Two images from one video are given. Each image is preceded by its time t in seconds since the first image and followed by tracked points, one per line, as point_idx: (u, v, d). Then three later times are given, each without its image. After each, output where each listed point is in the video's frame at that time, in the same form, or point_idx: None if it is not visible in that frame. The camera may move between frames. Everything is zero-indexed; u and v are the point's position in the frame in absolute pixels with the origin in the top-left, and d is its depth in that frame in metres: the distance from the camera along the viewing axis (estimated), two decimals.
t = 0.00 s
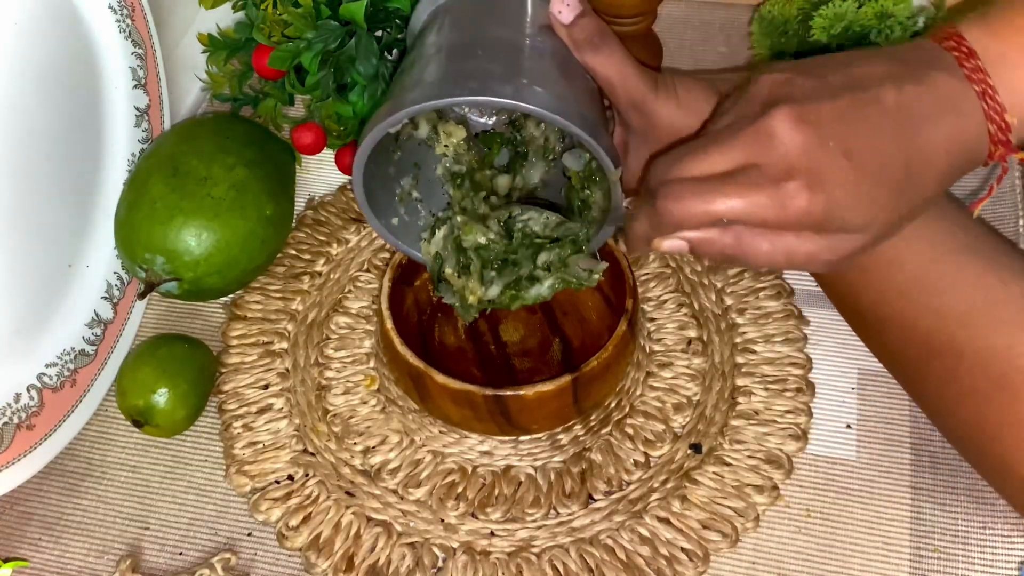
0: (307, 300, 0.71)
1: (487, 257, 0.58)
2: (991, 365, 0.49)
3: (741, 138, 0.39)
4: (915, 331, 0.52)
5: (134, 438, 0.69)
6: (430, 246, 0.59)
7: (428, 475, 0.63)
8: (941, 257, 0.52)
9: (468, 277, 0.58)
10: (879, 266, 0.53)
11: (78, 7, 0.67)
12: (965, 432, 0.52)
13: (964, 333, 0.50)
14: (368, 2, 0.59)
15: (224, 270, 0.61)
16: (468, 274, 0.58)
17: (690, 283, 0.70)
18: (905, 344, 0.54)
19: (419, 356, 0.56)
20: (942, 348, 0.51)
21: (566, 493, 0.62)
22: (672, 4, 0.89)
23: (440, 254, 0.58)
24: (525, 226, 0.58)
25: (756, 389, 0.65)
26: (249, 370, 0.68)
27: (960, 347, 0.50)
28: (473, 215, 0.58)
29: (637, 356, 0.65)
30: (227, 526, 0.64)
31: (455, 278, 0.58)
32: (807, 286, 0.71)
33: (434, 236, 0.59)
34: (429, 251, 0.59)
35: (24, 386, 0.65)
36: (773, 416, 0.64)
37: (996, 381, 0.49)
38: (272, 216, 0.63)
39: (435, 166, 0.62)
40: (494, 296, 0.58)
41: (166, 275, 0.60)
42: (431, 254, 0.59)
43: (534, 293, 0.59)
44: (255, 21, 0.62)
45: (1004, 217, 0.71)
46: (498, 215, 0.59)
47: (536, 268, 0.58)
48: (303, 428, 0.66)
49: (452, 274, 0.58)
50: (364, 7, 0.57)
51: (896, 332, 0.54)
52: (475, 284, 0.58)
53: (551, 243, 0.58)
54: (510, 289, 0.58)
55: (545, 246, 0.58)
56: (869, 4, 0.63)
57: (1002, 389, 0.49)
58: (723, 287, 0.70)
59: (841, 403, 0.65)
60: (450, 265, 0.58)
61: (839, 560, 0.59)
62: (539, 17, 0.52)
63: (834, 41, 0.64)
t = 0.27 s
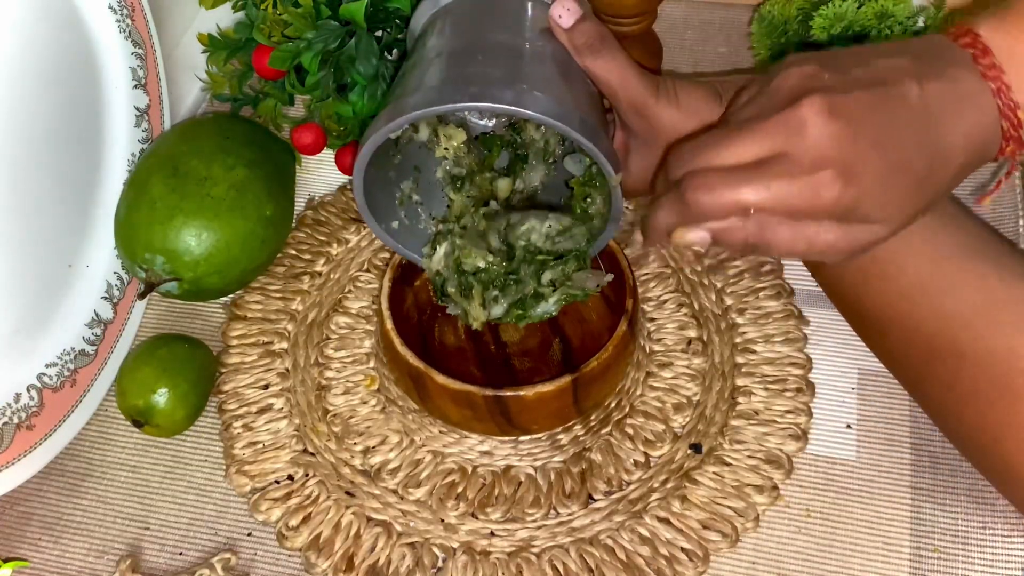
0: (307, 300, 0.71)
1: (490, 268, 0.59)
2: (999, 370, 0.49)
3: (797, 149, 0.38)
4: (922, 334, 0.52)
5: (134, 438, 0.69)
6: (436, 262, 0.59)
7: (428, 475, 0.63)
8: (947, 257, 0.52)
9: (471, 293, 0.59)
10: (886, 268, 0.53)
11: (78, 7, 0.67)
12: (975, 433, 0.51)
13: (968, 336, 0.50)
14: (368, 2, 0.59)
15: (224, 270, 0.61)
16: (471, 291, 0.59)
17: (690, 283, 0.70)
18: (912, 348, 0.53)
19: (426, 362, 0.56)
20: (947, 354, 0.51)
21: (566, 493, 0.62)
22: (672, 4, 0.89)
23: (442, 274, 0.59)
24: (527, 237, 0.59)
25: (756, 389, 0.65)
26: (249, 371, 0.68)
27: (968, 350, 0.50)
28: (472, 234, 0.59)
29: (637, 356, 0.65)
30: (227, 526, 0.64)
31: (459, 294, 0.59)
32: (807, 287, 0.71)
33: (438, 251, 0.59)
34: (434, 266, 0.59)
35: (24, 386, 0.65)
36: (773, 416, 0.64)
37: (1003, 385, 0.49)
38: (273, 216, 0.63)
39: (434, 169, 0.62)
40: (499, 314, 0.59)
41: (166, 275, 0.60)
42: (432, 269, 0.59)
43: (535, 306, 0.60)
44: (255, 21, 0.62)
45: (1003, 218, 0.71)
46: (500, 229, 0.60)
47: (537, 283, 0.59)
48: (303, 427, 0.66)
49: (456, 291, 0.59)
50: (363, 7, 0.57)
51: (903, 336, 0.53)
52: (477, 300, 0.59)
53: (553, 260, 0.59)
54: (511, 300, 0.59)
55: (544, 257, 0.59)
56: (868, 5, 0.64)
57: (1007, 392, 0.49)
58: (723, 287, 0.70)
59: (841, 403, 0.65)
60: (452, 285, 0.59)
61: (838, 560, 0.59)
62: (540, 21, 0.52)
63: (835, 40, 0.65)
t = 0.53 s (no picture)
0: (307, 300, 0.71)
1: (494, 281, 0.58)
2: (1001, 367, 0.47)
3: (758, 85, 0.35)
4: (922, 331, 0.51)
5: (134, 439, 0.69)
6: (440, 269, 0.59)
7: (428, 475, 0.63)
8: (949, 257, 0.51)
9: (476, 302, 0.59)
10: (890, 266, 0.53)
11: (78, 7, 0.67)
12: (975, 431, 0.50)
13: (971, 336, 0.48)
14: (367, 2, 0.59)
15: (224, 270, 0.61)
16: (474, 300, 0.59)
17: (690, 283, 0.70)
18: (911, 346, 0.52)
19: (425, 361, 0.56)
20: (949, 352, 0.49)
21: (566, 493, 0.62)
22: (671, 4, 0.89)
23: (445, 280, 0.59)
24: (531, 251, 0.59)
25: (756, 389, 0.65)
26: (249, 371, 0.68)
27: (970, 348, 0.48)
28: (473, 247, 0.58)
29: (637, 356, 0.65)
30: (227, 526, 0.64)
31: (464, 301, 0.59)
32: (807, 286, 0.71)
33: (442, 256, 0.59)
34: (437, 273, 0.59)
35: (24, 386, 0.66)
36: (773, 416, 0.64)
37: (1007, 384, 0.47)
38: (272, 216, 0.63)
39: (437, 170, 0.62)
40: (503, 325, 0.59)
41: (166, 275, 0.60)
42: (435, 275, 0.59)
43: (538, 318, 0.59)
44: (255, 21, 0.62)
45: (1003, 217, 0.71)
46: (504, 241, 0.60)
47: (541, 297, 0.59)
48: (303, 427, 0.66)
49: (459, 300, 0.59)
50: (363, 7, 0.57)
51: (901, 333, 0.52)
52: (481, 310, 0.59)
53: (555, 271, 0.58)
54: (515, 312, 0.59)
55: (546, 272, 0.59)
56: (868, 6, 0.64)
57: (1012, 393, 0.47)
58: (723, 287, 0.70)
59: (841, 403, 0.65)
60: (453, 295, 0.59)
61: (838, 560, 0.59)
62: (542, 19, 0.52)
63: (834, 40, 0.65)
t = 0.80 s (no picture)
0: (307, 300, 0.71)
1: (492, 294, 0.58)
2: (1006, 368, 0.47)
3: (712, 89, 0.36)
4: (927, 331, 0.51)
5: (134, 439, 0.69)
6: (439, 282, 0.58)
7: (428, 475, 0.63)
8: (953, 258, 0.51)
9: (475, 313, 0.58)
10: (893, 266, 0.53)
11: (78, 7, 0.67)
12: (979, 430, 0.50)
13: (977, 335, 0.48)
14: (367, 2, 0.59)
15: (224, 270, 0.61)
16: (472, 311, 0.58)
17: (690, 283, 0.70)
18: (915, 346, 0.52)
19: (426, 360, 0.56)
20: (952, 352, 0.49)
21: (566, 493, 0.62)
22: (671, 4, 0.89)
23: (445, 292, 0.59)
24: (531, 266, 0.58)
25: (756, 389, 0.65)
26: (249, 371, 0.68)
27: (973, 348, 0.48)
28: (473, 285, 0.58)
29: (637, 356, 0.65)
30: (227, 526, 0.64)
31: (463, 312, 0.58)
32: (807, 286, 0.71)
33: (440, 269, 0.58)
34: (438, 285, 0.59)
35: (24, 386, 0.66)
36: (773, 416, 0.64)
37: (1010, 385, 0.47)
38: (272, 216, 0.63)
39: (440, 164, 0.62)
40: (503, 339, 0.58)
41: (166, 275, 0.60)
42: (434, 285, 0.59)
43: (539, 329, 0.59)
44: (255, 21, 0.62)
45: (1003, 217, 0.71)
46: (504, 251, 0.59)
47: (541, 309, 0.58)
48: (303, 427, 0.66)
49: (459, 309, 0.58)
50: (364, 7, 0.57)
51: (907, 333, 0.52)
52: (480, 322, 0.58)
53: (561, 292, 0.57)
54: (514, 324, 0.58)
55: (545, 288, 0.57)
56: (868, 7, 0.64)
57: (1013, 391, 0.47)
58: (722, 287, 0.70)
59: (841, 403, 0.65)
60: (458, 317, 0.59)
61: (838, 561, 0.59)
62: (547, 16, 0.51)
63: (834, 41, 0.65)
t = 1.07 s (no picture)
0: (307, 300, 0.71)
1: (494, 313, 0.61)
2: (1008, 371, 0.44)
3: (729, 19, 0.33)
4: (925, 333, 0.48)
5: (134, 439, 0.69)
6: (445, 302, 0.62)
7: (428, 475, 0.63)
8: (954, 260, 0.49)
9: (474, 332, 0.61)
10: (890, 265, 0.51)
11: (78, 7, 0.67)
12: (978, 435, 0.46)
13: (975, 337, 0.45)
14: (367, 2, 0.59)
15: (224, 270, 0.61)
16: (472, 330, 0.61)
17: (690, 283, 0.70)
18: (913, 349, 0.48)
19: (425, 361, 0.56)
20: (950, 355, 0.46)
21: (566, 493, 0.62)
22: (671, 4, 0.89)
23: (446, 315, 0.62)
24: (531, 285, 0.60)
25: (756, 389, 0.65)
26: (249, 371, 0.68)
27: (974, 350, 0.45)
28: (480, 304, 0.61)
29: (637, 356, 0.65)
30: (227, 526, 0.64)
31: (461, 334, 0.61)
32: (807, 286, 0.70)
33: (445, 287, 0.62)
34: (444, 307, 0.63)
35: (24, 386, 0.66)
36: (773, 416, 0.64)
37: (1009, 390, 0.44)
38: (272, 216, 0.63)
39: (438, 168, 0.62)
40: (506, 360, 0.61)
41: (166, 275, 0.60)
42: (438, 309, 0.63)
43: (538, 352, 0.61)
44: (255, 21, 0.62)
45: (1004, 218, 0.71)
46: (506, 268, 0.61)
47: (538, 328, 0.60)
48: (303, 427, 0.66)
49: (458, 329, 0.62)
50: (363, 7, 0.57)
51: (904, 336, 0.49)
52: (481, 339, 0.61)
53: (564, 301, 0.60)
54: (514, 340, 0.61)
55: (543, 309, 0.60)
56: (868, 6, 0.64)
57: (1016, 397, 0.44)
58: (723, 287, 0.70)
59: (841, 403, 0.65)
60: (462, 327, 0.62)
61: (838, 560, 0.59)
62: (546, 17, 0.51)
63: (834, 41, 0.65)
